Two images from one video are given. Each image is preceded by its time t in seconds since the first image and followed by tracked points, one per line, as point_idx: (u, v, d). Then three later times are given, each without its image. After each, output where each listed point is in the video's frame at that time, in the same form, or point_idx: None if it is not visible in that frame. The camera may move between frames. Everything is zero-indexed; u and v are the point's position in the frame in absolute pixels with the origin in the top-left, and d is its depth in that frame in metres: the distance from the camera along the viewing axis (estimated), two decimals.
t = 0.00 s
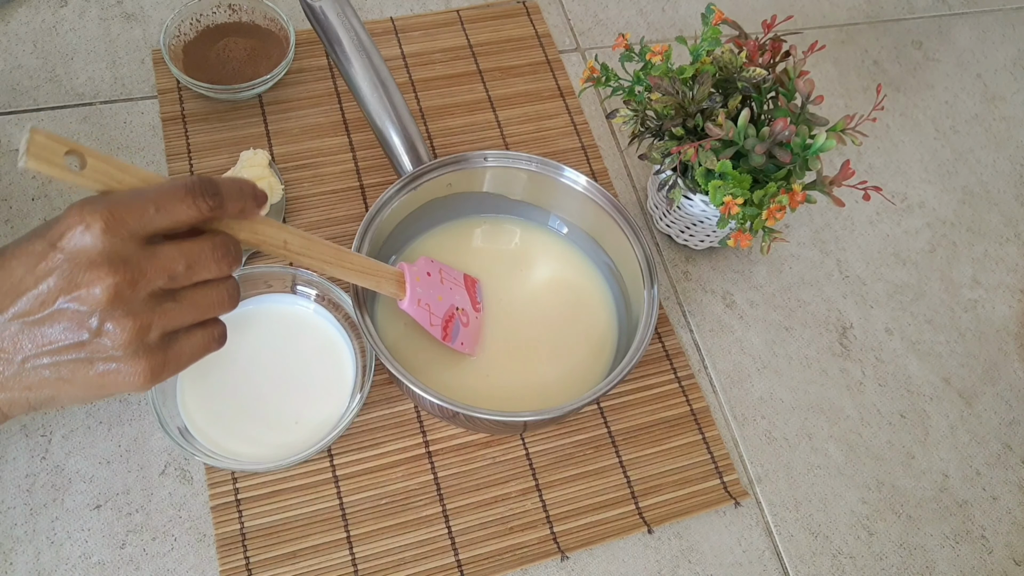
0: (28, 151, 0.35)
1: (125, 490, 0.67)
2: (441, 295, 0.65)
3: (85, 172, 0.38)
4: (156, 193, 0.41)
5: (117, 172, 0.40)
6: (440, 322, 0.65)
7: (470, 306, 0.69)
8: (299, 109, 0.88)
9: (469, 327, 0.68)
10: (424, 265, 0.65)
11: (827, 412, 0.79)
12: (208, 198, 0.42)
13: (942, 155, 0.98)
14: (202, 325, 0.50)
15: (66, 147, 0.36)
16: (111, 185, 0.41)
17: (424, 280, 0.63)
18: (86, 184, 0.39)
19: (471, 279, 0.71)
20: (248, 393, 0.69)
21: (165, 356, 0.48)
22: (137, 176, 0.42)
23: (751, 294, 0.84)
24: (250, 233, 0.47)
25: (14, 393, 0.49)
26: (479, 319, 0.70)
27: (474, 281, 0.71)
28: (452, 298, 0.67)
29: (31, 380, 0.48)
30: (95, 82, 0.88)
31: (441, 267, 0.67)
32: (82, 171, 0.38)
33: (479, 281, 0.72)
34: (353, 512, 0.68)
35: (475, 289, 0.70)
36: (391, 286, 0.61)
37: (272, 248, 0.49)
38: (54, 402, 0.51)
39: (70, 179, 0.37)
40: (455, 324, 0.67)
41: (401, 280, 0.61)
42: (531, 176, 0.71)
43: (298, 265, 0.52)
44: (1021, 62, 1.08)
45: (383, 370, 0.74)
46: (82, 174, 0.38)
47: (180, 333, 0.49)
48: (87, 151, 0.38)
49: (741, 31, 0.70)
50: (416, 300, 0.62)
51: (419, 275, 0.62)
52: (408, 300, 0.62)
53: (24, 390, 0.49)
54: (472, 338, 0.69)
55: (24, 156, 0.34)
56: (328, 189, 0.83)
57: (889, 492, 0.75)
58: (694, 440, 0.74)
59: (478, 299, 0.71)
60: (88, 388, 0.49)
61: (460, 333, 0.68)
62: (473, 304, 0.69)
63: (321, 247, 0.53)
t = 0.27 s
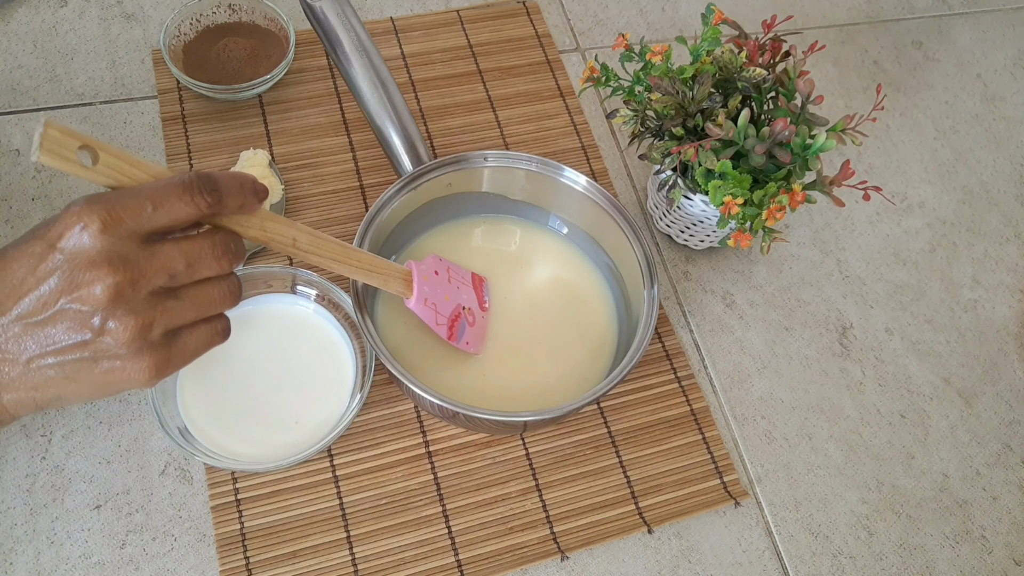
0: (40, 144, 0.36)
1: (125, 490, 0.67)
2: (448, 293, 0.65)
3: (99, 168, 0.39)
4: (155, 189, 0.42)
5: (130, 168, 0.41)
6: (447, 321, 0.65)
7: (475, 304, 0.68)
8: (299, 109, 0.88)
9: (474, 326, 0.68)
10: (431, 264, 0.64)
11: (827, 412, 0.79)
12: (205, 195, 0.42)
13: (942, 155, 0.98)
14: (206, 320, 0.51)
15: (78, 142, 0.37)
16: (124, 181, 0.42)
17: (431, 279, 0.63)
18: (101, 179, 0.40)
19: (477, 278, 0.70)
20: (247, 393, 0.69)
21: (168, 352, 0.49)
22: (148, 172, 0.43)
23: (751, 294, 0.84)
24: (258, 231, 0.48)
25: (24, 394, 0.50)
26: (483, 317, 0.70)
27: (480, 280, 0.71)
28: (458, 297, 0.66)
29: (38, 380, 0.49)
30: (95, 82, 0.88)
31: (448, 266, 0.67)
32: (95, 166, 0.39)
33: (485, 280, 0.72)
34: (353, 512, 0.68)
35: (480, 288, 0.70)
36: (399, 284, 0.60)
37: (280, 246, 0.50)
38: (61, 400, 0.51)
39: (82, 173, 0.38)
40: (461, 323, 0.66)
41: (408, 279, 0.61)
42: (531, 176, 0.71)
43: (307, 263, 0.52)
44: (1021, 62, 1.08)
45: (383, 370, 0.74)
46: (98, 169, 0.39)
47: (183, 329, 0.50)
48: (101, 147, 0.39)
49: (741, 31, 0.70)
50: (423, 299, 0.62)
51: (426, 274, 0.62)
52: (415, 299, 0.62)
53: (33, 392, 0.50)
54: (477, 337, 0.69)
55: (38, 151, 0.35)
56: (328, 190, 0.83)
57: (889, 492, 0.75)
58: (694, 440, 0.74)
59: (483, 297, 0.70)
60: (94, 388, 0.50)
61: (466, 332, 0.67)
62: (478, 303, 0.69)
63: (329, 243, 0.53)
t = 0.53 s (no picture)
0: (98, 184, 0.33)
1: (125, 490, 0.67)
2: (482, 299, 0.67)
3: (150, 202, 0.37)
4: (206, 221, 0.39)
5: (181, 200, 0.39)
6: (483, 326, 0.66)
7: (507, 307, 0.70)
8: (299, 109, 0.88)
9: (509, 328, 0.70)
10: (463, 271, 0.66)
11: (827, 412, 0.79)
12: (257, 228, 0.40)
13: (942, 155, 0.98)
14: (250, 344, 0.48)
15: (132, 177, 0.35)
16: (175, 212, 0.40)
17: (464, 286, 0.65)
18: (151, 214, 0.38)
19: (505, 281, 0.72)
20: (248, 392, 0.69)
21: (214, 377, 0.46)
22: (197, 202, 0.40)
23: (751, 294, 0.84)
24: (303, 251, 0.47)
25: (73, 420, 0.45)
26: (514, 319, 0.71)
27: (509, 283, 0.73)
28: (491, 301, 0.68)
29: (87, 407, 0.44)
30: (95, 82, 0.88)
31: (478, 272, 0.68)
32: (147, 201, 0.37)
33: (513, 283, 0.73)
34: (353, 512, 0.68)
35: (510, 291, 0.72)
36: (437, 292, 0.62)
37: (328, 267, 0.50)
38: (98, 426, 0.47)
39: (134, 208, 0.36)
40: (497, 327, 0.68)
41: (445, 287, 0.63)
42: (530, 176, 0.71)
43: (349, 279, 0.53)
44: (1021, 62, 1.08)
45: (383, 370, 0.74)
46: (149, 204, 0.37)
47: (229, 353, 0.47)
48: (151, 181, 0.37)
49: (741, 31, 0.70)
50: (460, 306, 0.64)
51: (460, 281, 0.64)
52: (452, 306, 0.64)
53: (82, 417, 0.45)
54: (512, 339, 0.70)
55: (94, 187, 0.33)
56: (328, 189, 0.83)
57: (889, 492, 0.75)
58: (694, 440, 0.74)
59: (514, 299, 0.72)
60: (145, 412, 0.45)
61: (502, 335, 0.69)
62: (509, 306, 0.70)
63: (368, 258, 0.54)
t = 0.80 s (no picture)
0: (152, 245, 0.32)
1: (125, 490, 0.67)
2: (517, 337, 0.65)
3: (203, 261, 0.36)
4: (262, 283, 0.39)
5: (232, 258, 0.38)
6: (518, 365, 0.65)
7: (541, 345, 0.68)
8: (299, 109, 0.88)
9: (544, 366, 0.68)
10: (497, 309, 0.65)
11: (827, 412, 0.79)
12: (311, 292, 0.40)
13: (942, 155, 0.98)
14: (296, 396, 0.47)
15: (185, 236, 0.34)
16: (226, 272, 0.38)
17: (499, 325, 0.64)
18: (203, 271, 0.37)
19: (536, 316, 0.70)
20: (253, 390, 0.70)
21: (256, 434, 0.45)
22: (250, 260, 0.39)
23: (751, 294, 0.84)
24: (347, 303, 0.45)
25: (105, 475, 0.45)
26: (546, 355, 0.69)
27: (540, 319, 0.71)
28: (526, 340, 0.66)
29: (123, 463, 0.44)
30: (95, 82, 0.88)
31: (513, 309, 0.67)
32: (199, 259, 0.36)
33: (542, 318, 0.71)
34: (352, 512, 0.68)
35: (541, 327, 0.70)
36: (474, 334, 0.60)
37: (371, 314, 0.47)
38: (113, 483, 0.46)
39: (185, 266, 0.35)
40: (532, 366, 0.66)
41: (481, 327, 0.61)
42: (530, 176, 0.71)
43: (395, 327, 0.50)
44: (1021, 62, 1.08)
45: (383, 370, 0.74)
46: (201, 262, 0.36)
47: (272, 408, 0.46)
48: (206, 239, 0.36)
49: (741, 31, 0.70)
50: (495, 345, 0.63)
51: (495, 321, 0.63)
52: (489, 347, 0.63)
53: (116, 472, 0.45)
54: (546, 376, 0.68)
55: (149, 253, 0.32)
56: (328, 189, 0.83)
57: (889, 492, 0.75)
58: (694, 440, 0.74)
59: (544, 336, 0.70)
60: (182, 466, 0.45)
61: (538, 374, 0.67)
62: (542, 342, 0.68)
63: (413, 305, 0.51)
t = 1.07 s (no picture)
0: (104, 181, 0.30)
1: (125, 490, 0.67)
2: (428, 324, 0.61)
3: (150, 205, 0.34)
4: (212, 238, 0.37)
5: (184, 207, 0.36)
6: (424, 352, 0.61)
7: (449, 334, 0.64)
8: (299, 109, 0.88)
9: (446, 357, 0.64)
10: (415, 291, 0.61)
11: (827, 412, 0.79)
12: (264, 254, 0.39)
13: (942, 155, 0.98)
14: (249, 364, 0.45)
15: (138, 174, 0.33)
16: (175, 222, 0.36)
17: (416, 308, 0.60)
18: (151, 217, 0.35)
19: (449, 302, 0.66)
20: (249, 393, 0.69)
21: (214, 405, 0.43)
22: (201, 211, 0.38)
23: (751, 294, 0.84)
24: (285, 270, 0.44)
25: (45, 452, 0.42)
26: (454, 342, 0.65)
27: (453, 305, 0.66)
28: (437, 327, 0.62)
29: (62, 438, 0.41)
30: (95, 82, 0.88)
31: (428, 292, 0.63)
32: (148, 203, 0.34)
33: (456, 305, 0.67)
34: (352, 512, 0.68)
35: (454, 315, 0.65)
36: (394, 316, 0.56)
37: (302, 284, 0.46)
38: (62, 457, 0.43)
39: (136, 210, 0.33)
40: (436, 356, 0.62)
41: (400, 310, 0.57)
42: (531, 176, 0.71)
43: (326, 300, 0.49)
44: (1021, 62, 1.08)
45: (384, 370, 0.74)
46: (146, 207, 0.34)
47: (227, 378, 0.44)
48: (157, 182, 0.34)
49: (741, 31, 0.70)
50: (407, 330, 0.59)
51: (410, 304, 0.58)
52: (401, 330, 0.58)
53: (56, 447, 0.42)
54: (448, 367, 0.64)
55: (94, 188, 0.30)
56: (328, 190, 0.83)
57: (889, 492, 0.75)
58: (694, 440, 0.74)
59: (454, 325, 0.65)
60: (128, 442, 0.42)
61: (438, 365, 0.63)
62: (451, 332, 0.64)
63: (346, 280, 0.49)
